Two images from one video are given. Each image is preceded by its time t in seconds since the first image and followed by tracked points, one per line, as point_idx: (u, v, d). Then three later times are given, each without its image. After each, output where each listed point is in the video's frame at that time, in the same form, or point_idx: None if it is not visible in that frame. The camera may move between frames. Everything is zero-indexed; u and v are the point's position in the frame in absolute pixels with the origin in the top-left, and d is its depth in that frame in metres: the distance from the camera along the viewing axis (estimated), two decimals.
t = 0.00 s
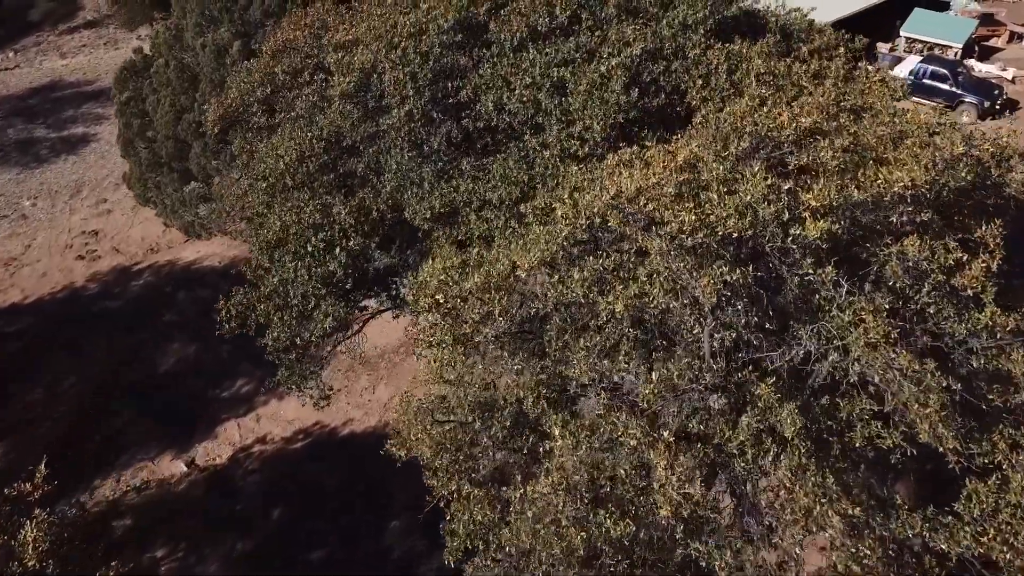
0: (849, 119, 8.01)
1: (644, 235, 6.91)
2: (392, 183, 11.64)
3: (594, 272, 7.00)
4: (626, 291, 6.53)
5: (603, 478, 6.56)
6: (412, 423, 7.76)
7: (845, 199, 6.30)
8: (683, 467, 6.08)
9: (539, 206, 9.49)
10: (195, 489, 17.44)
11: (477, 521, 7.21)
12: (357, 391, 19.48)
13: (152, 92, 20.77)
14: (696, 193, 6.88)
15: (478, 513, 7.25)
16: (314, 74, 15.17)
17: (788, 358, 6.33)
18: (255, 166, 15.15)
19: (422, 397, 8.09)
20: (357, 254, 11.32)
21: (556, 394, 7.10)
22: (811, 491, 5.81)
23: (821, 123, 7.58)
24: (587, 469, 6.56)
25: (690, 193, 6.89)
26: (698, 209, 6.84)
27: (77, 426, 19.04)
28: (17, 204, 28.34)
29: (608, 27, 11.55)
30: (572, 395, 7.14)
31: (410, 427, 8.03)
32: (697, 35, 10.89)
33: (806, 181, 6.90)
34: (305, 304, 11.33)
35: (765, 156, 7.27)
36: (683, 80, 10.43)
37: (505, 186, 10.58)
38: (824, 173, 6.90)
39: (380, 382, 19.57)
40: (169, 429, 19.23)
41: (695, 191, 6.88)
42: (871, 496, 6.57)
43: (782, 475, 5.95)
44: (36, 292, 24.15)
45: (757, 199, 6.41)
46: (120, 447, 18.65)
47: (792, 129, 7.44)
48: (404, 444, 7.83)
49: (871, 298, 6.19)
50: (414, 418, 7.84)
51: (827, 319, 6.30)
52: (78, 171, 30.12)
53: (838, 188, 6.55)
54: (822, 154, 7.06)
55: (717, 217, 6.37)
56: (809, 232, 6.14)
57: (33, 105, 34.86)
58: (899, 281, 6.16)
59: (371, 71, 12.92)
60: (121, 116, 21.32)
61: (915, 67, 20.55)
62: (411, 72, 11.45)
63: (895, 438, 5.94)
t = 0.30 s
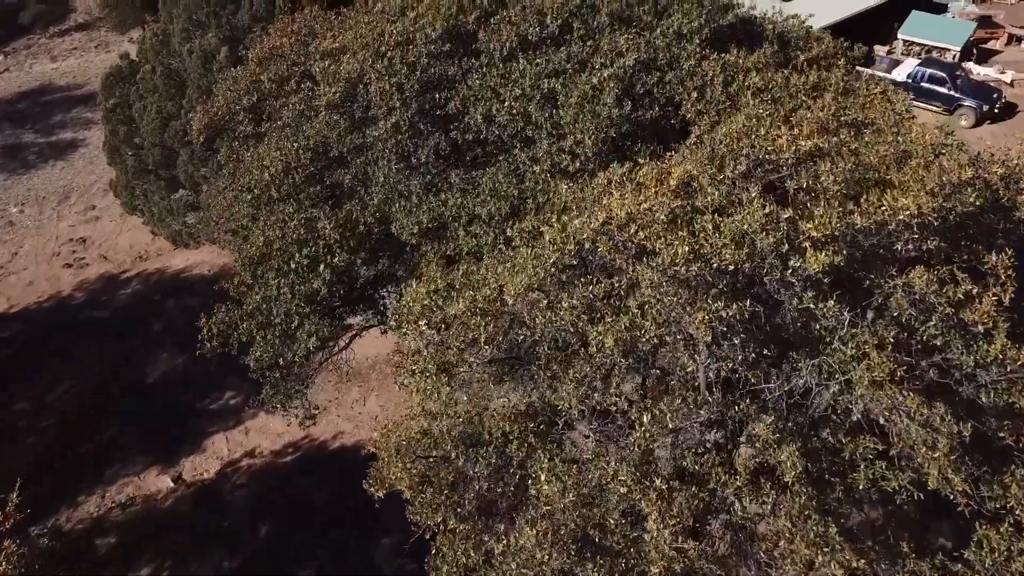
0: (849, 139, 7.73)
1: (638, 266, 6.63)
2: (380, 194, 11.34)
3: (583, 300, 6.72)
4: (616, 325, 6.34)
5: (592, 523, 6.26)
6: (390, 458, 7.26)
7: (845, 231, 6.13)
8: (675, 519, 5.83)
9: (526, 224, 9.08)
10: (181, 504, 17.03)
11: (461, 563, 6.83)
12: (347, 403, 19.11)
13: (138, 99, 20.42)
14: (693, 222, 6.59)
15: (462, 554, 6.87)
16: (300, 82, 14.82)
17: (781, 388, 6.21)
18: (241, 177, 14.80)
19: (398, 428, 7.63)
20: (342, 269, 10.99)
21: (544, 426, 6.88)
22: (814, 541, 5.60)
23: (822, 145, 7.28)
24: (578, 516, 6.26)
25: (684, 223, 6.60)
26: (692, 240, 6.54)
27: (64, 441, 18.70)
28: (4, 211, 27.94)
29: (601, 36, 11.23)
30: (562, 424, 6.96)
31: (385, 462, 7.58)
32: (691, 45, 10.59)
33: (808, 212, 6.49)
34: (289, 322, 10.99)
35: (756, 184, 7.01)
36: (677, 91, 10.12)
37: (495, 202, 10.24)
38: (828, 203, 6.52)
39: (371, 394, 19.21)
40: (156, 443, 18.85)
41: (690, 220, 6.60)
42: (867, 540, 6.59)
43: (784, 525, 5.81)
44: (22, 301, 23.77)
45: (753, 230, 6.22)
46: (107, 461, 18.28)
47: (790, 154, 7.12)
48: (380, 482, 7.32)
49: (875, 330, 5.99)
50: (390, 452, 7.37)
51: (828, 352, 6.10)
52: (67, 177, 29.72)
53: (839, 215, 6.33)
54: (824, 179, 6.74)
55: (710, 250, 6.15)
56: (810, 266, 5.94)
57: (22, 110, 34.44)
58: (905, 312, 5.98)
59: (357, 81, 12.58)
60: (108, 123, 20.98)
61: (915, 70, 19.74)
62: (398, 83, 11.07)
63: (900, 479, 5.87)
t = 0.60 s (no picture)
0: (846, 162, 7.50)
1: (629, 299, 6.31)
2: (367, 208, 11.06)
3: (570, 330, 6.42)
4: (608, 361, 6.12)
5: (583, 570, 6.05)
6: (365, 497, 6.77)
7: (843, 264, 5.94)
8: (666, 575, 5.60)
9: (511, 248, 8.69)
10: (168, 519, 16.67)
11: None
12: (338, 415, 18.77)
13: (125, 106, 20.08)
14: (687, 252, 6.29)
15: None
16: (287, 91, 14.48)
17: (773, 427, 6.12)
18: (226, 187, 14.44)
19: (375, 461, 7.24)
20: (328, 286, 10.68)
21: (533, 460, 6.74)
22: None
23: (820, 170, 6.97)
24: (571, 563, 6.03)
25: (677, 254, 6.31)
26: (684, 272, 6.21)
27: (64, 443, 18.70)
28: None
29: (593, 46, 10.89)
30: (546, 454, 6.78)
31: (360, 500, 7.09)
32: (686, 55, 10.28)
33: (807, 241, 6.15)
34: (272, 342, 10.70)
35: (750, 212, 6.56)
36: (671, 104, 9.76)
37: (484, 217, 9.97)
38: (829, 235, 6.12)
39: (362, 407, 18.88)
40: (156, 444, 18.83)
41: (683, 250, 6.29)
42: None
43: None
44: (8, 311, 23.43)
45: (749, 261, 5.99)
46: (107, 463, 18.27)
47: (788, 180, 6.75)
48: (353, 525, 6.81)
49: (878, 367, 5.91)
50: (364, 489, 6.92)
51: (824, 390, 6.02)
52: (56, 184, 29.33)
53: (838, 245, 6.06)
54: (825, 206, 6.40)
55: (701, 284, 5.97)
56: (811, 302, 5.74)
57: (12, 115, 34.00)
58: (909, 349, 5.82)
59: (343, 91, 12.24)
60: (93, 131, 20.64)
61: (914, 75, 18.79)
62: (383, 94, 10.74)
63: (905, 525, 5.69)
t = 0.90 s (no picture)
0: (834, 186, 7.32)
1: (609, 337, 6.08)
2: (344, 222, 10.72)
3: (548, 365, 6.11)
4: (586, 404, 5.79)
5: None
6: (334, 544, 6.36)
7: (834, 304, 5.70)
8: None
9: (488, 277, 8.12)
10: (146, 540, 16.20)
11: None
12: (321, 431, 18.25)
13: (101, 115, 19.64)
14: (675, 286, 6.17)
15: None
16: (264, 101, 14.09)
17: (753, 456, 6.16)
18: (202, 201, 14.04)
19: (345, 502, 6.85)
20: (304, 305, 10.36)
21: (512, 501, 6.31)
22: None
23: (810, 198, 6.78)
24: None
25: (660, 293, 6.08)
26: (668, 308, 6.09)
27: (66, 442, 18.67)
28: None
29: (576, 57, 10.57)
30: (527, 493, 6.33)
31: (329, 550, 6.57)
32: (671, 66, 9.98)
33: (798, 271, 6.07)
34: (245, 364, 10.21)
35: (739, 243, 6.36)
36: (656, 117, 9.44)
37: (463, 235, 9.56)
38: (818, 269, 5.98)
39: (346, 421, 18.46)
40: (156, 444, 18.63)
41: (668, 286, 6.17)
42: None
43: None
44: None
45: (734, 300, 5.75)
46: (106, 464, 18.18)
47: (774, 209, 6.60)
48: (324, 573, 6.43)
49: (876, 408, 5.65)
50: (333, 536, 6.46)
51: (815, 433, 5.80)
52: (34, 192, 28.78)
53: (824, 281, 5.86)
54: (813, 236, 6.24)
55: (683, 325, 5.75)
56: (803, 347, 5.46)
57: None
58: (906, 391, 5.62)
59: (319, 103, 11.87)
60: (69, 140, 20.23)
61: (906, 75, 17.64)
62: (359, 108, 10.41)
63: None
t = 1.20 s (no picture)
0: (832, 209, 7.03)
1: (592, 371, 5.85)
2: (326, 235, 10.44)
3: (528, 397, 5.91)
4: (568, 444, 5.57)
5: None
6: None
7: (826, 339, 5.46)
8: None
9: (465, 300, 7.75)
10: (129, 557, 15.92)
11: None
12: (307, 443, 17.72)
13: (85, 121, 19.33)
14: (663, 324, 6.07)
15: None
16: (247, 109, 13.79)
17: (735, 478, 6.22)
18: (184, 211, 13.73)
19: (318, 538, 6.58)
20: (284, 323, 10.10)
21: (491, 537, 6.20)
22: None
23: (804, 227, 6.37)
24: None
25: (645, 318, 6.04)
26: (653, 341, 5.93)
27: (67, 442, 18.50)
28: None
29: (563, 67, 10.32)
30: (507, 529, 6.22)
31: None
32: (660, 76, 9.72)
33: (791, 301, 5.91)
34: (223, 384, 9.98)
35: (727, 270, 6.13)
36: (645, 129, 9.19)
37: (447, 249, 9.22)
38: (812, 300, 5.72)
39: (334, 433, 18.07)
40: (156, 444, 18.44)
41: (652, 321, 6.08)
42: None
43: None
44: None
45: (723, 336, 5.45)
46: (106, 464, 18.03)
47: (765, 238, 6.28)
48: None
49: (872, 446, 5.54)
50: None
51: (809, 471, 5.67)
52: (21, 198, 28.41)
53: (817, 312, 5.62)
54: (804, 266, 6.03)
55: (667, 364, 5.52)
56: (796, 389, 5.18)
57: None
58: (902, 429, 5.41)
59: (301, 113, 11.58)
60: (52, 147, 19.95)
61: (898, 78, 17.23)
62: (340, 119, 10.13)
63: None
